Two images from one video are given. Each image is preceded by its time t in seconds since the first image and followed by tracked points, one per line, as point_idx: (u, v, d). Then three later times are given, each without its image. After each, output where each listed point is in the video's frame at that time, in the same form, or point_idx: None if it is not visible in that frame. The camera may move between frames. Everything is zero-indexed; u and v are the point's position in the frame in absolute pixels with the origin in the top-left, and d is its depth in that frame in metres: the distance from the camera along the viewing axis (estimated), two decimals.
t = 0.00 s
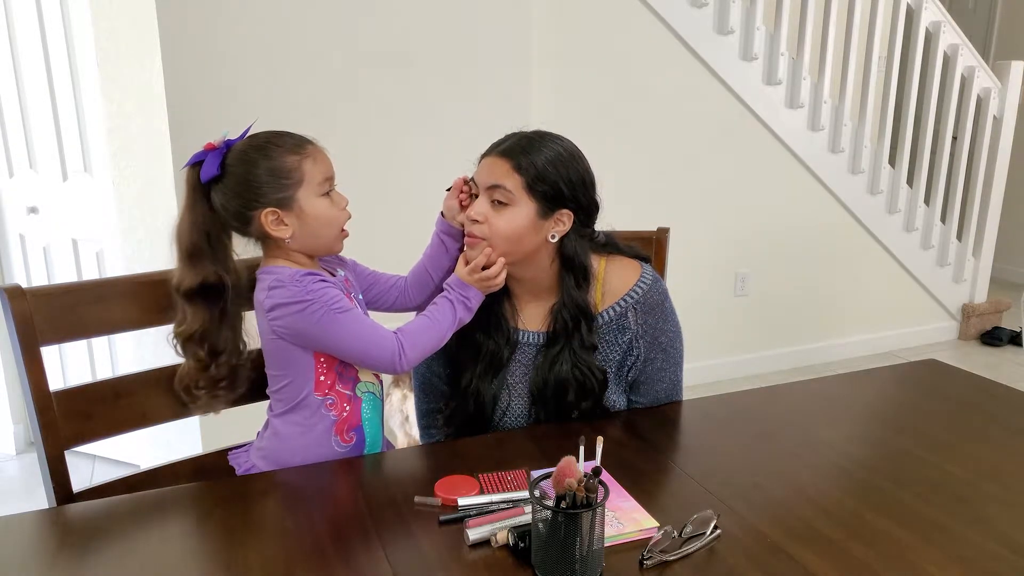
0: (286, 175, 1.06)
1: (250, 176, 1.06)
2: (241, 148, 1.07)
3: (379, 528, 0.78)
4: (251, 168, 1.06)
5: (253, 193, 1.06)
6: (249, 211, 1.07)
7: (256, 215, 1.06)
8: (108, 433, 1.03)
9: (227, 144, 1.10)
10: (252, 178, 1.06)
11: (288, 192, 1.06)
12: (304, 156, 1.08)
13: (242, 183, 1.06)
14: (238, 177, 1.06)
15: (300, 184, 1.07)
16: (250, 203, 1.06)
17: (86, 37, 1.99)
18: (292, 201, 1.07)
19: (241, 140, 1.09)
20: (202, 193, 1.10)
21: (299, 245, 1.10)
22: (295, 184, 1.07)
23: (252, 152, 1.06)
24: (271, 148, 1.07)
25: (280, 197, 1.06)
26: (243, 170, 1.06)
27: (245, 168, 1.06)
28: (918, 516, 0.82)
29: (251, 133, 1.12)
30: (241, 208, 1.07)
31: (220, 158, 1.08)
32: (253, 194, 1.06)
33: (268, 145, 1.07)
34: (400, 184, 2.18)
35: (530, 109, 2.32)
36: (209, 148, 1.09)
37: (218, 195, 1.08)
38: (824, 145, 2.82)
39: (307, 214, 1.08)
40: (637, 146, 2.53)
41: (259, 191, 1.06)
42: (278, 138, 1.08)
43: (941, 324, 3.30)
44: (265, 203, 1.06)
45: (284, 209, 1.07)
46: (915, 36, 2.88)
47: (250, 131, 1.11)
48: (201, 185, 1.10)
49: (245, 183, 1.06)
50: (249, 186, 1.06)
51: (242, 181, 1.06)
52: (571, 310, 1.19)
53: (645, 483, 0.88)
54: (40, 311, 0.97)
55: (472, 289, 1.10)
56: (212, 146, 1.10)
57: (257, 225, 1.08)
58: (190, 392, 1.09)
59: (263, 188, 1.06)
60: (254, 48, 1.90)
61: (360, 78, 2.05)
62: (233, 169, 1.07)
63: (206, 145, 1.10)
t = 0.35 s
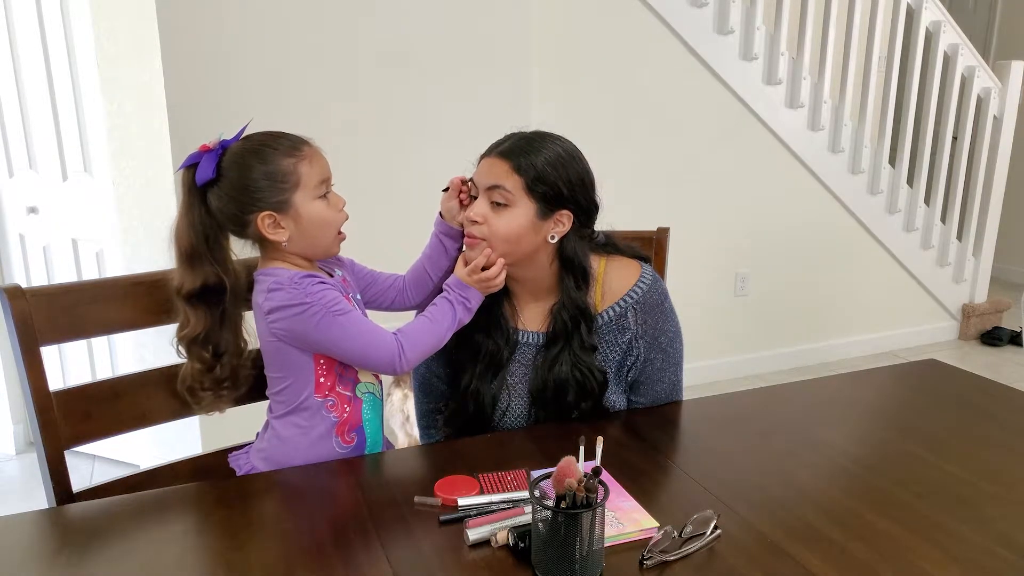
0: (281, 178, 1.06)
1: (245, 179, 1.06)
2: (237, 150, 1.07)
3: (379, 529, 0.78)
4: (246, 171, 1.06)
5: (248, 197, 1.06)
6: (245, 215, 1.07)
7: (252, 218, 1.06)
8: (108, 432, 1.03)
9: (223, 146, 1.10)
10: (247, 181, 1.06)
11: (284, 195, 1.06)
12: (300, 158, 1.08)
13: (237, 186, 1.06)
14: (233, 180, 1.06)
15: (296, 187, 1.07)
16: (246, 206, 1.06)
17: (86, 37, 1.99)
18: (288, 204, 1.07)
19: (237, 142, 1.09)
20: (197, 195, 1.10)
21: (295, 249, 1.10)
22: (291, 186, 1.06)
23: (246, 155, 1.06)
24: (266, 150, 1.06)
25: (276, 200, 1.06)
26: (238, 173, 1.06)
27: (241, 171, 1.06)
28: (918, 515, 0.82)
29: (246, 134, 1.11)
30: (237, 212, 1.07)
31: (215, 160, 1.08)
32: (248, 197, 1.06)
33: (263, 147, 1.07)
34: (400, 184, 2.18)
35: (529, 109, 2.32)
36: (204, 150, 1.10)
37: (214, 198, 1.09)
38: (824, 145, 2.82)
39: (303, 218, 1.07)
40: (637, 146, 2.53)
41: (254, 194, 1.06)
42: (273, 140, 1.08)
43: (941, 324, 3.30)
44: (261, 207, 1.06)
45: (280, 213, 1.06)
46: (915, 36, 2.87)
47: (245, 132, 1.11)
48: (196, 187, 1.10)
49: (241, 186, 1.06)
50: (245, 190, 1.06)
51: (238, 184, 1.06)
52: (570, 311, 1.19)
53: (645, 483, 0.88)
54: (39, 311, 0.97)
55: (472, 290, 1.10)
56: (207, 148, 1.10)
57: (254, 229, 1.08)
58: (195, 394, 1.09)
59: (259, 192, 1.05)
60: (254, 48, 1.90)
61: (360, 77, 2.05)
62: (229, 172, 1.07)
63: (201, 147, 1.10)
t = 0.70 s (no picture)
0: (276, 182, 1.06)
1: (240, 181, 1.06)
2: (235, 151, 1.07)
3: (379, 529, 0.78)
4: (241, 173, 1.06)
5: (242, 199, 1.06)
6: (239, 217, 1.07)
7: (246, 220, 1.06)
8: (108, 433, 1.03)
9: (222, 145, 1.10)
10: (243, 183, 1.05)
11: (278, 199, 1.06)
12: (297, 162, 1.08)
13: (232, 188, 1.06)
14: (229, 181, 1.06)
15: (291, 191, 1.06)
16: (240, 208, 1.06)
17: (86, 38, 1.99)
18: (281, 208, 1.06)
19: (236, 142, 1.09)
20: (194, 192, 1.10)
21: (289, 252, 1.10)
22: (285, 191, 1.06)
23: (243, 157, 1.06)
24: (263, 152, 1.06)
25: (269, 204, 1.06)
26: (233, 174, 1.06)
27: (236, 173, 1.06)
28: (917, 515, 0.82)
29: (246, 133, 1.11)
30: (231, 213, 1.07)
31: (213, 159, 1.08)
32: (242, 199, 1.06)
33: (260, 150, 1.06)
34: (400, 184, 2.18)
35: (529, 109, 2.32)
36: (202, 148, 1.10)
37: (210, 196, 1.09)
38: (824, 146, 2.82)
39: (297, 222, 1.07)
40: (637, 146, 2.53)
41: (248, 196, 1.06)
42: (271, 142, 1.08)
43: (941, 324, 3.30)
44: (255, 209, 1.06)
45: (273, 216, 1.06)
46: (915, 36, 2.87)
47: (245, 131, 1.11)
48: (194, 184, 1.10)
49: (236, 188, 1.06)
50: (239, 191, 1.06)
51: (233, 186, 1.06)
52: (570, 311, 1.19)
53: (645, 483, 0.88)
54: (39, 311, 0.97)
55: (471, 290, 1.10)
56: (207, 145, 1.10)
57: (247, 230, 1.08)
58: (202, 388, 1.09)
59: (253, 194, 1.05)
60: (254, 48, 1.90)
61: (360, 77, 2.05)
62: (225, 172, 1.07)
63: (201, 143, 1.10)
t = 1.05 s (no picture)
0: (275, 185, 1.05)
1: (241, 181, 1.05)
2: (239, 151, 1.07)
3: (379, 529, 0.78)
4: (243, 174, 1.05)
5: (241, 201, 1.06)
6: (237, 217, 1.07)
7: (243, 220, 1.06)
8: (108, 432, 1.03)
9: (227, 141, 1.10)
10: (244, 183, 1.05)
11: (276, 202, 1.06)
12: (299, 167, 1.07)
13: (233, 187, 1.06)
14: (231, 180, 1.06)
15: (289, 195, 1.06)
16: (239, 207, 1.06)
17: (86, 38, 1.99)
18: (279, 212, 1.06)
19: (241, 141, 1.08)
20: (196, 186, 1.10)
21: (285, 254, 1.10)
22: (284, 195, 1.05)
23: (247, 157, 1.06)
24: (267, 153, 1.06)
25: (267, 207, 1.05)
26: (236, 174, 1.06)
27: (238, 174, 1.06)
28: (918, 516, 0.82)
29: (253, 132, 1.10)
30: (229, 212, 1.07)
31: (216, 156, 1.07)
32: (242, 199, 1.06)
33: (263, 152, 1.06)
34: (400, 184, 2.18)
35: (529, 109, 2.32)
36: (208, 142, 1.09)
37: (211, 191, 1.08)
38: (824, 146, 2.82)
39: (294, 226, 1.07)
40: (637, 146, 2.53)
41: (248, 196, 1.05)
42: (275, 143, 1.07)
43: (941, 324, 3.30)
44: (253, 210, 1.06)
45: (270, 219, 1.06)
46: (915, 36, 2.87)
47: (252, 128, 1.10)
48: (196, 179, 1.10)
49: (236, 189, 1.06)
50: (240, 191, 1.06)
51: (233, 186, 1.06)
52: (570, 311, 1.19)
53: (645, 483, 0.88)
54: (39, 311, 0.97)
55: (471, 290, 1.10)
56: (212, 140, 1.09)
57: (244, 231, 1.08)
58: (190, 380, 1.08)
59: (252, 197, 1.05)
60: (254, 47, 1.90)
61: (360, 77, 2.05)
62: (227, 172, 1.07)
63: (206, 138, 1.10)
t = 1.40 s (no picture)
0: (270, 190, 1.04)
1: (237, 184, 1.05)
2: (235, 155, 1.06)
3: (379, 530, 0.78)
4: (238, 177, 1.05)
5: (237, 205, 1.05)
6: (235, 221, 1.06)
7: (241, 223, 1.06)
8: (108, 433, 1.03)
9: (224, 142, 1.09)
10: (239, 187, 1.04)
11: (272, 206, 1.05)
12: (295, 169, 1.05)
13: (229, 190, 1.05)
14: (227, 183, 1.05)
15: (286, 198, 1.05)
16: (235, 211, 1.06)
17: (87, 38, 1.99)
18: (276, 216, 1.05)
19: (237, 144, 1.07)
20: (195, 189, 1.09)
21: (285, 256, 1.09)
22: (279, 198, 1.04)
23: (242, 160, 1.05)
24: (262, 156, 1.05)
25: (264, 211, 1.05)
26: (231, 177, 1.05)
27: (233, 179, 1.05)
28: (918, 516, 0.82)
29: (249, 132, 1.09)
30: (228, 217, 1.07)
31: (213, 160, 1.07)
32: (237, 202, 1.05)
33: (258, 156, 1.05)
34: (399, 184, 2.18)
35: (529, 109, 2.32)
36: (205, 144, 1.09)
37: (209, 194, 1.08)
38: (824, 146, 2.82)
39: (291, 230, 1.06)
40: (637, 146, 2.53)
41: (244, 201, 1.04)
42: (271, 146, 1.06)
43: (941, 324, 3.30)
44: (250, 214, 1.05)
45: (268, 223, 1.05)
46: (915, 36, 2.87)
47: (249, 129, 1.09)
48: (195, 182, 1.09)
49: (232, 193, 1.05)
50: (235, 194, 1.05)
51: (230, 191, 1.05)
52: (570, 312, 1.19)
53: (645, 483, 0.88)
54: (39, 311, 0.97)
55: (471, 290, 1.09)
56: (208, 143, 1.08)
57: (244, 234, 1.07)
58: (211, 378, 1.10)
59: (249, 201, 1.04)
60: (254, 47, 1.90)
61: (360, 77, 2.05)
62: (223, 176, 1.06)
63: (203, 141, 1.09)
